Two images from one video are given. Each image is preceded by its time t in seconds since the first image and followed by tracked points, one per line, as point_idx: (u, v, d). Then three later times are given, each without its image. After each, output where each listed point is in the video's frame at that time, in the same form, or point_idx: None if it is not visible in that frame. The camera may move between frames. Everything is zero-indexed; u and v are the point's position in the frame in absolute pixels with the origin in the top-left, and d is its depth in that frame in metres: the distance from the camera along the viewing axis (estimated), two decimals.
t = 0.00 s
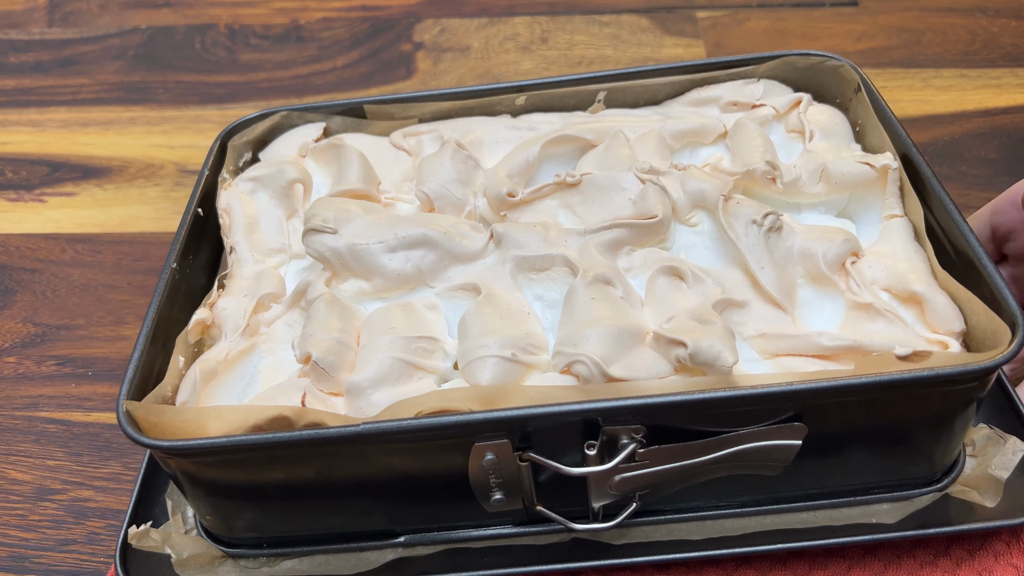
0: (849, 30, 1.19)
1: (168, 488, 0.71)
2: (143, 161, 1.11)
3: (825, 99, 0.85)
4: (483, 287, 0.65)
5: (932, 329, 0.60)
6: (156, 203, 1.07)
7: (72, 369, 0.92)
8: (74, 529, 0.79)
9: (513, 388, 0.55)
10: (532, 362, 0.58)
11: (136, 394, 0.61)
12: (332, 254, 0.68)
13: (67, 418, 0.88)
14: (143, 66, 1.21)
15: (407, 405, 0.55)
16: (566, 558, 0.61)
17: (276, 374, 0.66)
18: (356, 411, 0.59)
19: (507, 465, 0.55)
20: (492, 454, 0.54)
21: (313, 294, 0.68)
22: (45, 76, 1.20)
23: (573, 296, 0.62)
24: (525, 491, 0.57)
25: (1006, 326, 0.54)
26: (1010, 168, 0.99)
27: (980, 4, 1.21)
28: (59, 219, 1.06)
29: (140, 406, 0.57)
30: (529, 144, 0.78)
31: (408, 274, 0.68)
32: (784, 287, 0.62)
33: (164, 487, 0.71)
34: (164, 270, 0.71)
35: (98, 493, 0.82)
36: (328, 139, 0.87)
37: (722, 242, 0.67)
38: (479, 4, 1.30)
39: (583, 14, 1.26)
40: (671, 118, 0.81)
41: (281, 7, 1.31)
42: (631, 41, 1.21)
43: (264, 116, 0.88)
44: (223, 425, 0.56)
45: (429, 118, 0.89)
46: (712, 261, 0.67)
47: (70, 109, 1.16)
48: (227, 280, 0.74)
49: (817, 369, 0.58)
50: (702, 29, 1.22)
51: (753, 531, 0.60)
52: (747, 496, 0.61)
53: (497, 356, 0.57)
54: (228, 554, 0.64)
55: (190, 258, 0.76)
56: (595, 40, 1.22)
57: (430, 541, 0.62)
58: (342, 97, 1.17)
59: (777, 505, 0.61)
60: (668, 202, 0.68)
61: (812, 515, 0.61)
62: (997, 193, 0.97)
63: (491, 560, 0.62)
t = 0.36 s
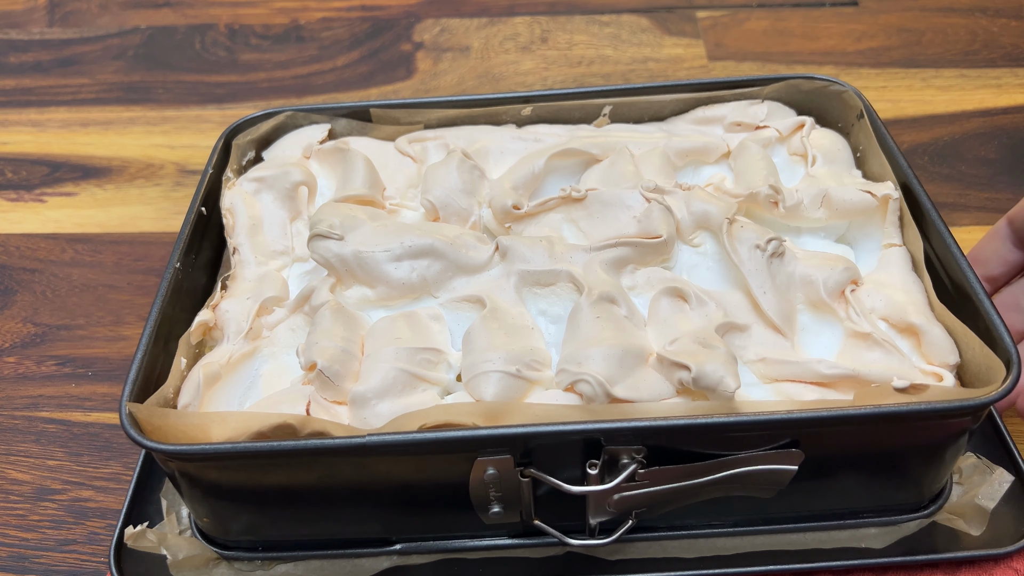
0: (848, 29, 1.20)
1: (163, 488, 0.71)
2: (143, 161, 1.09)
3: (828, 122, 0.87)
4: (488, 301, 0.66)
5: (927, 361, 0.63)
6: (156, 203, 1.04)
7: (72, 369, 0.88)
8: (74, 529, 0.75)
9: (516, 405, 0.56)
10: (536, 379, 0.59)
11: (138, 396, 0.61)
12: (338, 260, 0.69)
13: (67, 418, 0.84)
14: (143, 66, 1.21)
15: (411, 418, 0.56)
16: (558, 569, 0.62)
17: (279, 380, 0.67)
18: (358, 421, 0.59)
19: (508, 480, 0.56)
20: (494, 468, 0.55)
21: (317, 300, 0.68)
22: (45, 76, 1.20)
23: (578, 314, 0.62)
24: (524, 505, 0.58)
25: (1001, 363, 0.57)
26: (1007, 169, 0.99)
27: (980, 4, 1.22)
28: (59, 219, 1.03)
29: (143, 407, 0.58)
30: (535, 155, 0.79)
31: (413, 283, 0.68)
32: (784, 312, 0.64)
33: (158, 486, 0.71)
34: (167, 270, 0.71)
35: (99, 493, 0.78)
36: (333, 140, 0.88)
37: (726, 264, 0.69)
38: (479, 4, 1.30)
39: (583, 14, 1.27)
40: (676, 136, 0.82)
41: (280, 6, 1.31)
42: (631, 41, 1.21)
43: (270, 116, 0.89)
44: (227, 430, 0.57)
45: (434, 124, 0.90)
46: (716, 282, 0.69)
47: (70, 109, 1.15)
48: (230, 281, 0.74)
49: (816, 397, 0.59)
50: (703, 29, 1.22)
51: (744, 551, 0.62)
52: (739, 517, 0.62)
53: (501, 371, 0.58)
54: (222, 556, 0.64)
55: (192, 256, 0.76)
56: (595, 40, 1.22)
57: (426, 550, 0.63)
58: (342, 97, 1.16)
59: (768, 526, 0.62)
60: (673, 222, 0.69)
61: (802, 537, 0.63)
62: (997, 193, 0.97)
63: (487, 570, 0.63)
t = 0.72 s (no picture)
0: (849, 30, 1.20)
1: (162, 488, 0.71)
2: (143, 161, 1.09)
3: (828, 123, 0.87)
4: (489, 301, 0.66)
5: (927, 362, 0.63)
6: (156, 203, 1.04)
7: (72, 369, 0.88)
8: (74, 528, 0.75)
9: (517, 405, 0.56)
10: (536, 379, 0.59)
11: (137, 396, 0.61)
12: (338, 261, 0.69)
13: (67, 418, 0.84)
14: (143, 66, 1.21)
15: (411, 418, 0.56)
16: (559, 570, 0.63)
17: (279, 380, 0.67)
18: (359, 422, 0.59)
19: (508, 481, 0.56)
20: (495, 469, 0.55)
21: (318, 301, 0.68)
22: (45, 76, 1.20)
23: (579, 314, 0.62)
24: (524, 505, 0.58)
25: (1000, 364, 0.57)
26: (1008, 169, 0.99)
27: (979, 4, 1.22)
28: (59, 219, 1.03)
29: (143, 408, 0.58)
30: (536, 157, 0.79)
31: (413, 283, 0.68)
32: (784, 312, 0.64)
33: (158, 486, 0.71)
34: (168, 271, 0.71)
35: (99, 493, 0.78)
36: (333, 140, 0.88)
37: (726, 264, 0.69)
38: (479, 4, 1.30)
39: (583, 14, 1.27)
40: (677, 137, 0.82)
41: (280, 6, 1.31)
42: (631, 41, 1.21)
43: (270, 116, 0.89)
44: (227, 431, 0.57)
45: (434, 124, 0.90)
46: (716, 282, 0.69)
47: (70, 109, 1.15)
48: (230, 281, 0.74)
49: (816, 398, 0.59)
50: (702, 29, 1.22)
51: (744, 552, 0.62)
52: (738, 517, 0.62)
53: (502, 371, 0.58)
54: (222, 556, 0.64)
55: (192, 256, 0.76)
56: (595, 40, 1.22)
57: (426, 550, 0.63)
58: (342, 96, 1.16)
59: (768, 526, 0.62)
60: (673, 222, 0.69)
61: (802, 538, 0.63)
62: (997, 193, 0.97)
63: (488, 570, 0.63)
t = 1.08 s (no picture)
0: (849, 29, 1.20)
1: (162, 488, 0.71)
2: (143, 161, 1.09)
3: (828, 123, 0.87)
4: (489, 301, 0.66)
5: (927, 362, 0.63)
6: (156, 203, 1.04)
7: (72, 369, 0.88)
8: (74, 528, 0.75)
9: (517, 405, 0.56)
10: (536, 380, 0.59)
11: (137, 396, 0.61)
12: (338, 261, 0.69)
13: (67, 418, 0.84)
14: (143, 66, 1.21)
15: (412, 418, 0.56)
16: (558, 570, 0.63)
17: (279, 381, 0.67)
18: (359, 422, 0.59)
19: (508, 481, 0.56)
20: (495, 469, 0.55)
21: (318, 300, 0.68)
22: (45, 76, 1.20)
23: (579, 314, 0.62)
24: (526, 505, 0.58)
25: (1000, 364, 0.57)
26: (1008, 169, 0.99)
27: (979, 4, 1.22)
28: (59, 219, 1.03)
29: (144, 407, 0.58)
30: (536, 157, 0.79)
31: (414, 283, 0.68)
32: (784, 312, 0.64)
33: (158, 485, 0.71)
34: (168, 271, 0.71)
35: (98, 493, 0.78)
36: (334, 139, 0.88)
37: (726, 264, 0.69)
38: (479, 4, 1.30)
39: (583, 14, 1.27)
40: (677, 137, 0.82)
41: (280, 6, 1.31)
42: (631, 41, 1.21)
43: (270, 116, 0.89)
44: (227, 431, 0.57)
45: (434, 125, 0.90)
46: (716, 282, 0.69)
47: (70, 109, 1.15)
48: (230, 281, 0.74)
49: (816, 398, 0.59)
50: (702, 29, 1.22)
51: (743, 552, 0.63)
52: (739, 517, 0.62)
53: (502, 372, 0.58)
54: (222, 556, 0.64)
55: (192, 256, 0.76)
56: (595, 40, 1.22)
57: (426, 550, 0.63)
58: (342, 96, 1.16)
59: (768, 526, 0.62)
60: (673, 222, 0.69)
61: (803, 538, 0.63)
62: (997, 193, 0.97)
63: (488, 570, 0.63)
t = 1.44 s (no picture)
0: (849, 29, 1.20)
1: (162, 488, 0.71)
2: (143, 161, 1.09)
3: (828, 123, 0.87)
4: (489, 301, 0.66)
5: (927, 362, 0.63)
6: (156, 203, 1.04)
7: (72, 369, 0.88)
8: (74, 528, 0.75)
9: (518, 405, 0.56)
10: (536, 379, 0.59)
11: (137, 396, 0.61)
12: (338, 261, 0.69)
13: (67, 418, 0.83)
14: (143, 66, 1.21)
15: (412, 418, 0.56)
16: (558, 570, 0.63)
17: (279, 381, 0.67)
18: (359, 422, 0.59)
19: (508, 481, 0.56)
20: (495, 469, 0.55)
21: (318, 300, 0.68)
22: (45, 76, 1.20)
23: (579, 314, 0.62)
24: (526, 505, 0.59)
25: (1000, 364, 0.57)
26: (1008, 169, 0.99)
27: (979, 4, 1.22)
28: (59, 219, 1.03)
29: (144, 407, 0.58)
30: (536, 157, 0.79)
31: (414, 283, 0.68)
32: (784, 312, 0.64)
33: (158, 485, 0.71)
34: (168, 271, 0.71)
35: (98, 493, 0.78)
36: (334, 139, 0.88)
37: (726, 264, 0.69)
38: (479, 4, 1.30)
39: (583, 14, 1.27)
40: (677, 137, 0.82)
41: (281, 6, 1.31)
42: (631, 41, 1.21)
43: (270, 115, 0.89)
44: (227, 431, 0.57)
45: (434, 124, 0.90)
46: (716, 282, 0.69)
47: (70, 109, 1.15)
48: (230, 281, 0.74)
49: (816, 398, 0.59)
50: (702, 29, 1.22)
51: (743, 552, 0.63)
52: (739, 517, 0.62)
53: (502, 372, 0.58)
54: (222, 557, 0.64)
55: (192, 256, 0.76)
56: (595, 40, 1.22)
57: (425, 551, 0.63)
58: (343, 96, 1.16)
59: (768, 527, 0.63)
60: (673, 222, 0.69)
61: (802, 538, 0.63)
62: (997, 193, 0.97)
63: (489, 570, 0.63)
